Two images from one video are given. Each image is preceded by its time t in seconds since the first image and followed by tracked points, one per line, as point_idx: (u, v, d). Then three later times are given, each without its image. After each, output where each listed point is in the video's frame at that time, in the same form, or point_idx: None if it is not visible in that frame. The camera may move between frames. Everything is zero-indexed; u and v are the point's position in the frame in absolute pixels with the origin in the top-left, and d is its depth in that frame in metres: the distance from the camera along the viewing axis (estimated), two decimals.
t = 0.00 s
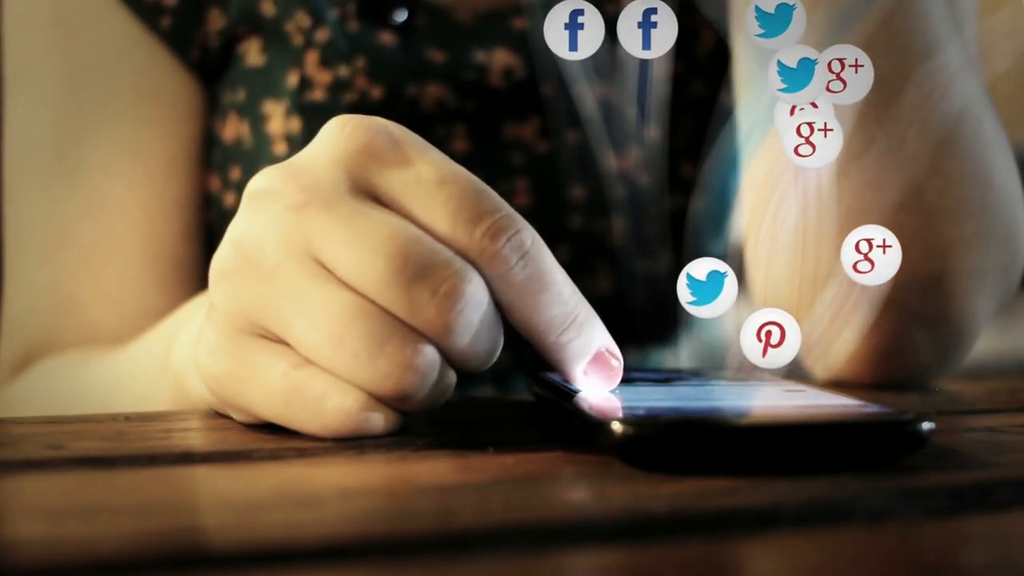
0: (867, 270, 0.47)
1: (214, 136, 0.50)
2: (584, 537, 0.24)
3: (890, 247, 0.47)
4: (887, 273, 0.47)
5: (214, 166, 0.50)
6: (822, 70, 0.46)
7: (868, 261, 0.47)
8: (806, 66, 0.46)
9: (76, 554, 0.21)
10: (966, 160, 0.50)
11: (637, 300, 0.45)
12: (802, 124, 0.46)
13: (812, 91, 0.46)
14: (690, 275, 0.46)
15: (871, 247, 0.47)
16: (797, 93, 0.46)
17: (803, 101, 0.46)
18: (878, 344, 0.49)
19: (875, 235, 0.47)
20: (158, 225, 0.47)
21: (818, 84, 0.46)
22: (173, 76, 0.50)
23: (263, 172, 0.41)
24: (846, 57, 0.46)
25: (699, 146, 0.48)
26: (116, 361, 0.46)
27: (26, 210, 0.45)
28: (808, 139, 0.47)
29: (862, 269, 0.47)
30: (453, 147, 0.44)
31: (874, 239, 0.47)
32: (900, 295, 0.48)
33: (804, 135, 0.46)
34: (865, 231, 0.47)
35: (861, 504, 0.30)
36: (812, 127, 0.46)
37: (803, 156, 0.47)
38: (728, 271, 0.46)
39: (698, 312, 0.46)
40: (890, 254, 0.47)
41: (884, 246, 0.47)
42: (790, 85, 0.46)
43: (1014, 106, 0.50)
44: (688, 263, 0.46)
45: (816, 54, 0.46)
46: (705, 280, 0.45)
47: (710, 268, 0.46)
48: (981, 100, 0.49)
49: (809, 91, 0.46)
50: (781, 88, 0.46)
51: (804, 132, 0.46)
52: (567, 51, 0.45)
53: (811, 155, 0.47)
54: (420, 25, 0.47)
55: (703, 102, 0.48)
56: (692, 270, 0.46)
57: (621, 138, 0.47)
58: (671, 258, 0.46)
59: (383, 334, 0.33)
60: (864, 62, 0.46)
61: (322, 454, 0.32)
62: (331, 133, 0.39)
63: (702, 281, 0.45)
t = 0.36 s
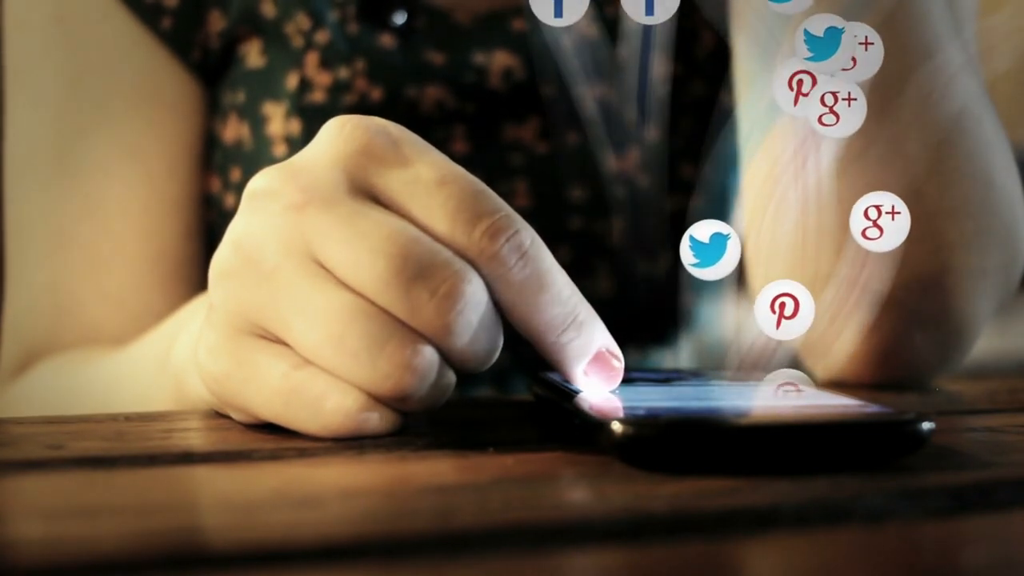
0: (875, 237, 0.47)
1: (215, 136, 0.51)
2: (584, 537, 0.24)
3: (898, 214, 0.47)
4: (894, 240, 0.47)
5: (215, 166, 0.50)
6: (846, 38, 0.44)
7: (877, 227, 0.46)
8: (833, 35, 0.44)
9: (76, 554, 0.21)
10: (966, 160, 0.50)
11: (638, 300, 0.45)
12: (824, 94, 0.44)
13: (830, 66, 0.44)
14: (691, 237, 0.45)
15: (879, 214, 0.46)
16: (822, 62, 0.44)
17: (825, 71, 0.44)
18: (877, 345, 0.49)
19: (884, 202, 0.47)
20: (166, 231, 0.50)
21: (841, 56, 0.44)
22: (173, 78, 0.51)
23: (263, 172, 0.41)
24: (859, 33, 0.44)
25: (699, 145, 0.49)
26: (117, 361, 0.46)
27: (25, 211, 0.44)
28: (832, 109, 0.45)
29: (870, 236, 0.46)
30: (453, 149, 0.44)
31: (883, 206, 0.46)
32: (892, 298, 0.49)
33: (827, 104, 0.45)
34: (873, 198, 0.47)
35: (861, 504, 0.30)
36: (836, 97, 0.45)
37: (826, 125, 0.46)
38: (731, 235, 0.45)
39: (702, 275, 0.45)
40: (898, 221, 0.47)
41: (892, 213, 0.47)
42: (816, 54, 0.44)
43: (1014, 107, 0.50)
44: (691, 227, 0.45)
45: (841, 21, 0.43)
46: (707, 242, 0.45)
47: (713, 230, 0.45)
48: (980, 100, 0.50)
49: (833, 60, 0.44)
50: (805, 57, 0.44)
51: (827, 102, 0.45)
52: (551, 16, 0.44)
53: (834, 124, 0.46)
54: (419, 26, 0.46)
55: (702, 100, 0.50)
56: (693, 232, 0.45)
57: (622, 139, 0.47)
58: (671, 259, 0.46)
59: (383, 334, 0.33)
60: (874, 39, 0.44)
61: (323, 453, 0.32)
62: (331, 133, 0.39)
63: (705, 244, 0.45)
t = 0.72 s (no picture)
0: (881, 203, 0.46)
1: (214, 137, 0.50)
2: (584, 537, 0.24)
3: (904, 179, 0.46)
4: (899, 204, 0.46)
5: (213, 167, 0.50)
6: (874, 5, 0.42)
7: (882, 193, 0.45)
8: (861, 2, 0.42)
9: (76, 554, 0.21)
10: (966, 160, 0.50)
11: (637, 300, 0.46)
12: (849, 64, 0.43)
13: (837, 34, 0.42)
14: (697, 201, 0.43)
15: (886, 179, 0.45)
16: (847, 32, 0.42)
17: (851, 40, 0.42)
18: (877, 345, 0.48)
19: (890, 167, 0.45)
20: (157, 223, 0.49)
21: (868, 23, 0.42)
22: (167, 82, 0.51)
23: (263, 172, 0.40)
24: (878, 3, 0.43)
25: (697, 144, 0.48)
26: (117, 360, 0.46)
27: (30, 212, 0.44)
28: (857, 80, 0.44)
29: (876, 202, 0.46)
30: (451, 150, 0.43)
31: (889, 171, 0.45)
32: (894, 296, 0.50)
33: (851, 76, 0.44)
34: (880, 163, 0.45)
35: (861, 504, 0.30)
36: (860, 67, 0.43)
37: (851, 96, 0.44)
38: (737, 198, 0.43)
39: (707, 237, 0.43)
40: (904, 186, 0.45)
41: (898, 178, 0.45)
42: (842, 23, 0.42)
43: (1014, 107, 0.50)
44: (699, 187, 0.43)
45: None
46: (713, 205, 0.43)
47: (719, 193, 0.43)
48: (980, 100, 0.50)
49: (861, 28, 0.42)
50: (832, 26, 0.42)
51: (851, 72, 0.43)
52: None
53: (858, 95, 0.44)
54: (418, 28, 0.46)
55: (700, 102, 0.50)
56: (699, 195, 0.43)
57: (621, 139, 0.47)
58: (670, 259, 0.47)
59: (381, 333, 0.33)
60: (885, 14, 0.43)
61: (323, 453, 0.32)
62: (330, 134, 0.39)
63: (711, 206, 0.42)
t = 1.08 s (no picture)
0: (886, 168, 0.47)
1: (214, 137, 0.48)
2: (584, 538, 0.24)
3: (909, 145, 0.47)
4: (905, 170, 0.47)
5: (213, 169, 0.47)
6: None
7: (886, 158, 0.46)
8: None
9: (75, 553, 0.21)
10: (966, 160, 0.49)
11: (637, 300, 0.46)
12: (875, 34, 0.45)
13: (850, 4, 0.44)
14: (706, 164, 0.46)
15: (890, 145, 0.46)
16: None
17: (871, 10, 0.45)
18: (878, 345, 0.48)
19: (895, 132, 0.46)
20: (157, 220, 0.45)
21: None
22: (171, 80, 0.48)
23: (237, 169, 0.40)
24: None
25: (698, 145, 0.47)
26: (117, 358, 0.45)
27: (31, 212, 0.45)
28: (883, 50, 0.46)
29: (880, 167, 0.47)
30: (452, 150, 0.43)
31: (894, 136, 0.46)
32: (896, 295, 0.49)
33: (878, 46, 0.46)
34: (884, 129, 0.46)
35: (861, 504, 0.30)
36: (886, 37, 0.45)
37: (877, 67, 0.46)
38: (744, 160, 0.45)
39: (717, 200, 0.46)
40: (909, 152, 0.47)
41: (903, 144, 0.47)
42: None
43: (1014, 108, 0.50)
44: (706, 152, 0.46)
45: None
46: (722, 168, 0.45)
47: (728, 156, 0.45)
48: (980, 100, 0.50)
49: None
50: None
51: (878, 43, 0.46)
52: None
53: (885, 66, 0.46)
54: (418, 28, 0.46)
55: (700, 102, 0.49)
56: (708, 158, 0.46)
57: (621, 139, 0.48)
58: (669, 260, 0.48)
59: (369, 315, 0.33)
60: None
61: (322, 454, 0.32)
62: (304, 123, 0.39)
63: (720, 170, 0.45)
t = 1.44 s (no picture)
0: (888, 133, 0.48)
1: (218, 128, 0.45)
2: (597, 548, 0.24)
3: (911, 111, 0.48)
4: (910, 134, 0.48)
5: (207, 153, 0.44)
6: None
7: (890, 123, 0.48)
8: None
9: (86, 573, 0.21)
10: (965, 161, 0.49)
11: (635, 301, 0.45)
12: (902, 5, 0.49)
13: None
14: (718, 127, 0.47)
15: (893, 110, 0.48)
16: None
17: None
18: (876, 345, 0.49)
19: (897, 99, 0.48)
20: (162, 215, 0.43)
21: None
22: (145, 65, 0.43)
23: (249, 116, 0.39)
24: None
25: (700, 148, 0.47)
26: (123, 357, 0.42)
27: (31, 213, 0.43)
28: (910, 22, 0.49)
29: (884, 132, 0.48)
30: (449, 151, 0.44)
31: (896, 103, 0.48)
32: (898, 297, 0.49)
33: (905, 17, 0.49)
34: (885, 95, 0.48)
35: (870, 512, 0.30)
36: (913, 10, 0.49)
37: (905, 37, 0.49)
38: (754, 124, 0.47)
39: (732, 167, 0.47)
40: (911, 118, 0.48)
41: (906, 110, 0.48)
42: None
43: (1014, 108, 0.50)
44: (716, 116, 0.47)
45: None
46: (732, 131, 0.47)
47: (738, 120, 0.47)
48: (980, 100, 0.49)
49: None
50: None
51: (905, 15, 0.49)
52: None
53: (912, 38, 0.49)
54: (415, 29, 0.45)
55: (701, 102, 0.47)
56: (719, 122, 0.47)
57: (620, 139, 0.46)
58: (666, 262, 0.46)
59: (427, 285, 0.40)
60: None
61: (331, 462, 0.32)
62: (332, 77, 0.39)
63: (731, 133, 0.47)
